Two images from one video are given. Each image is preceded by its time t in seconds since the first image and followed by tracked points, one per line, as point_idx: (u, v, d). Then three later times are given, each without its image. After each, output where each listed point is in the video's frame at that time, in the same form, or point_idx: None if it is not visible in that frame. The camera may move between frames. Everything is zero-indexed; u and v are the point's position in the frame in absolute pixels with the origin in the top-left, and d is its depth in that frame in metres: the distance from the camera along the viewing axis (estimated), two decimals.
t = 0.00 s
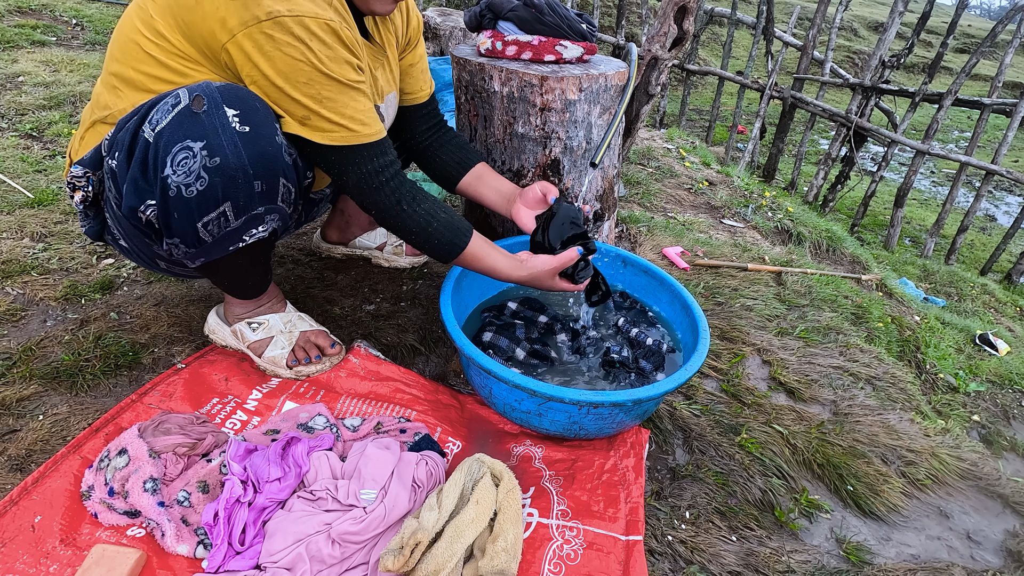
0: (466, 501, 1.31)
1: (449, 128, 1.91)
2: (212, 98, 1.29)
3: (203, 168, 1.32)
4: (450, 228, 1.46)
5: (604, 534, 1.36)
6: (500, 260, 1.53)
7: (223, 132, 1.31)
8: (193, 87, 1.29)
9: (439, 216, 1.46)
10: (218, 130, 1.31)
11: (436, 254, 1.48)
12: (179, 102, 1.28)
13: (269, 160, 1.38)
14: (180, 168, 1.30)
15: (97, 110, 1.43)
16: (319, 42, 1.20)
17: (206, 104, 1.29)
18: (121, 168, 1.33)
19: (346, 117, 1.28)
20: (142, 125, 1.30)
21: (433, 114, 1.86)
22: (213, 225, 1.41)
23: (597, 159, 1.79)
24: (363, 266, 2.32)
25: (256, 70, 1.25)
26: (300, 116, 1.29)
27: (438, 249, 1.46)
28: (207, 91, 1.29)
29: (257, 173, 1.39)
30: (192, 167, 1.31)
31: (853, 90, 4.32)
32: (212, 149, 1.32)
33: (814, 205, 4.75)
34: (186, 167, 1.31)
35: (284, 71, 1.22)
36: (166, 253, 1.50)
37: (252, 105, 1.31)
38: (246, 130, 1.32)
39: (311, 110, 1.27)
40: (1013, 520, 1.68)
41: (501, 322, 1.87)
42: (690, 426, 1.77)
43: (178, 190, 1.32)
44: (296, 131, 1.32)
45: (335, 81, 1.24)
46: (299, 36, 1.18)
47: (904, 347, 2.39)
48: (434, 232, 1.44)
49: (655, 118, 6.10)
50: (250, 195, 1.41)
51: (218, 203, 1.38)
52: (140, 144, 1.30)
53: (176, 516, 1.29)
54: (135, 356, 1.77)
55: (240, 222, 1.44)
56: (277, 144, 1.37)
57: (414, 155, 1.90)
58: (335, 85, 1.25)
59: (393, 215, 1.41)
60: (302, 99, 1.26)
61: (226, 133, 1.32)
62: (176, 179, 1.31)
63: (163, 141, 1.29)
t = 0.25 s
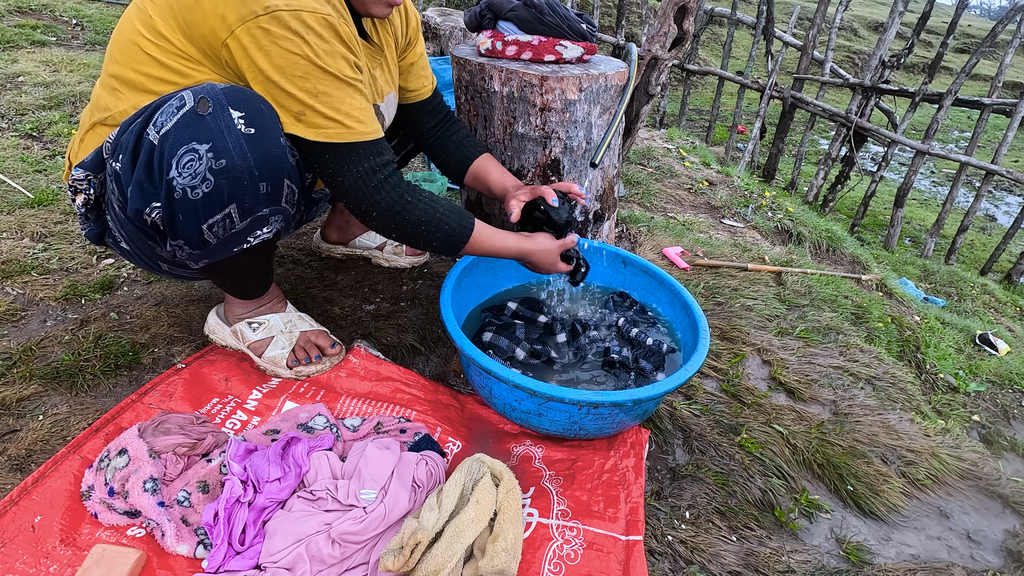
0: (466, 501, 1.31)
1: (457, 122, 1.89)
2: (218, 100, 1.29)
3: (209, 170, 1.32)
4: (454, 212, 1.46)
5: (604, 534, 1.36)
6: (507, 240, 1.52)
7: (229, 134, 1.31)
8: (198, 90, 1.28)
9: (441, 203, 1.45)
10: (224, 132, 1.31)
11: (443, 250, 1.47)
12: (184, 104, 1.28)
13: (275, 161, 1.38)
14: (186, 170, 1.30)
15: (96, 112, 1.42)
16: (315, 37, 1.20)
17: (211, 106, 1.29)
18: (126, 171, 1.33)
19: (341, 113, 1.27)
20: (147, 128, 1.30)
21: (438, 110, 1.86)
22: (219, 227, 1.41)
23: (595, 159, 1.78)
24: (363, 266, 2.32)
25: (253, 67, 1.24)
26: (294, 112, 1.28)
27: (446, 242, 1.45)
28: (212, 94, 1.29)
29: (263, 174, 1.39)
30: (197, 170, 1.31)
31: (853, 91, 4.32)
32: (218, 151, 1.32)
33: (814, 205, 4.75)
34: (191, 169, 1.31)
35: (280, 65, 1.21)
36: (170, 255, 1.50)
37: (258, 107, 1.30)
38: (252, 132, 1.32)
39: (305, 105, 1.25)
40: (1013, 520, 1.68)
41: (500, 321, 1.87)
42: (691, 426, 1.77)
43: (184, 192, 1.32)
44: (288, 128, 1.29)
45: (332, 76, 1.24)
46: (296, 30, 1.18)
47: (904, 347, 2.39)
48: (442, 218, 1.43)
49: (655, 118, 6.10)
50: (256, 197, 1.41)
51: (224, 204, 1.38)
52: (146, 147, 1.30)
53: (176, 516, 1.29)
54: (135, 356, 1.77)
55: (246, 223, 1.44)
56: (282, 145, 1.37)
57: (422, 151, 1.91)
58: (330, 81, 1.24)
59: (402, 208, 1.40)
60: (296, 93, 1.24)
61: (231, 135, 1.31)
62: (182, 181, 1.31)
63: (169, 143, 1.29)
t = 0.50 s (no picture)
0: (466, 501, 1.31)
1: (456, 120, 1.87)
2: (197, 96, 1.29)
3: (190, 166, 1.32)
4: (426, 203, 1.44)
5: (604, 534, 1.36)
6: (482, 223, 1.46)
7: (209, 130, 1.31)
8: (178, 86, 1.29)
9: (409, 196, 1.43)
10: (204, 128, 1.31)
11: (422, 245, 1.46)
12: (164, 100, 1.29)
13: (257, 156, 1.37)
14: (167, 167, 1.31)
15: (92, 111, 1.43)
16: (297, 33, 1.18)
17: (190, 102, 1.29)
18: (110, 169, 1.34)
19: (320, 111, 1.26)
20: (129, 126, 1.31)
21: (434, 107, 1.85)
22: (203, 224, 1.41)
23: (596, 158, 1.84)
24: (363, 266, 2.32)
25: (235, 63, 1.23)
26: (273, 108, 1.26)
27: (426, 235, 1.43)
28: (191, 89, 1.29)
29: (245, 169, 1.38)
30: (179, 166, 1.32)
31: (853, 91, 4.32)
32: (199, 147, 1.32)
33: (814, 205, 4.75)
34: (172, 166, 1.31)
35: (260, 60, 1.19)
36: (160, 253, 1.50)
37: (237, 101, 1.30)
38: (232, 126, 1.32)
39: (286, 102, 1.24)
40: (1013, 520, 1.68)
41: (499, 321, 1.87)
42: (691, 426, 1.77)
43: (166, 189, 1.33)
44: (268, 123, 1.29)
45: (312, 72, 1.22)
46: (276, 26, 1.16)
47: (904, 347, 2.39)
48: (411, 213, 1.41)
49: (655, 118, 6.10)
50: (239, 193, 1.40)
51: (207, 201, 1.38)
52: (128, 144, 1.31)
53: (176, 516, 1.29)
54: (135, 356, 1.77)
55: (230, 219, 1.43)
56: (264, 140, 1.36)
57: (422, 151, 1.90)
58: (311, 78, 1.23)
59: (376, 205, 1.38)
60: (276, 90, 1.23)
61: (211, 130, 1.31)
62: (164, 178, 1.31)
63: (149, 140, 1.30)
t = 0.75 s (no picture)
0: (466, 501, 1.31)
1: (463, 90, 1.83)
2: (178, 92, 1.30)
3: (173, 163, 1.32)
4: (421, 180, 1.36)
5: (604, 534, 1.36)
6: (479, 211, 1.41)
7: (192, 125, 1.31)
8: (161, 83, 1.30)
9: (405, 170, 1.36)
10: (186, 124, 1.31)
11: (429, 224, 1.35)
12: (147, 97, 1.30)
13: (241, 152, 1.37)
14: (150, 163, 1.31)
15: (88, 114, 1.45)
16: (265, 13, 1.16)
17: (172, 97, 1.30)
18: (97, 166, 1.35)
19: (291, 87, 1.18)
20: (115, 124, 1.33)
21: (440, 80, 1.81)
22: (190, 221, 1.40)
23: (595, 159, 1.74)
24: (363, 266, 2.32)
25: (213, 53, 1.22)
26: (248, 92, 1.21)
27: (431, 209, 1.34)
28: (174, 86, 1.30)
29: (230, 165, 1.37)
30: (162, 163, 1.32)
31: (853, 90, 4.31)
32: (181, 143, 1.32)
33: (814, 205, 4.74)
34: (155, 162, 1.31)
35: (229, 43, 1.17)
36: (150, 251, 1.50)
37: (218, 96, 1.31)
38: (214, 122, 1.32)
39: (256, 82, 1.18)
40: (1013, 520, 1.68)
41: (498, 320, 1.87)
42: (691, 426, 1.77)
43: (150, 186, 1.33)
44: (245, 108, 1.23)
45: (281, 49, 1.17)
46: (243, 8, 1.15)
47: (904, 347, 2.39)
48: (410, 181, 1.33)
49: (655, 118, 6.09)
50: (225, 189, 1.39)
51: (191, 197, 1.37)
52: (113, 142, 1.32)
53: (176, 516, 1.29)
54: (135, 356, 1.77)
55: (217, 216, 1.42)
56: (246, 135, 1.36)
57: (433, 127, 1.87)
58: (281, 55, 1.17)
59: (371, 177, 1.29)
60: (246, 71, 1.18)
61: (193, 126, 1.31)
62: (148, 175, 1.32)
63: (132, 137, 1.30)
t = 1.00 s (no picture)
0: (466, 501, 1.31)
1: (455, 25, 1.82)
2: (195, 100, 1.28)
3: (188, 170, 1.32)
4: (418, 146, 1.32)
5: (604, 534, 1.36)
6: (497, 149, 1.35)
7: (207, 134, 1.30)
8: (176, 89, 1.29)
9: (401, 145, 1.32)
10: (202, 132, 1.30)
11: (433, 199, 1.34)
12: (162, 104, 1.28)
13: (256, 161, 1.37)
14: (166, 171, 1.31)
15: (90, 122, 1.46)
16: (252, 8, 1.14)
17: (188, 105, 1.29)
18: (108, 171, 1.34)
19: (285, 80, 1.16)
20: (128, 129, 1.31)
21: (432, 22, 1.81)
22: (202, 227, 1.41)
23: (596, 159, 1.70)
24: (363, 266, 2.32)
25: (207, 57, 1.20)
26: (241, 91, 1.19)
27: (437, 174, 1.32)
28: (190, 93, 1.28)
29: (244, 174, 1.37)
30: (177, 170, 1.31)
31: (853, 90, 4.31)
32: (197, 151, 1.31)
33: (814, 205, 4.75)
34: (170, 170, 1.31)
35: (218, 42, 1.15)
36: (158, 255, 1.49)
37: (234, 104, 1.30)
38: (230, 131, 1.31)
39: (247, 80, 1.16)
40: (1013, 520, 1.68)
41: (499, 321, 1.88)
42: (691, 426, 1.77)
43: (165, 193, 1.33)
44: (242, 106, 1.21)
45: (270, 43, 1.15)
46: (230, 7, 1.13)
47: (904, 347, 2.39)
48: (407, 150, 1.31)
49: (655, 117, 6.09)
50: (237, 197, 1.40)
51: (204, 205, 1.37)
52: (126, 147, 1.31)
53: (176, 516, 1.29)
54: (135, 356, 1.77)
55: (228, 223, 1.43)
56: (261, 144, 1.35)
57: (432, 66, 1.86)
58: (271, 48, 1.15)
59: (368, 161, 1.27)
60: (237, 69, 1.16)
61: (209, 134, 1.31)
62: (162, 182, 1.31)
63: (148, 144, 1.29)
